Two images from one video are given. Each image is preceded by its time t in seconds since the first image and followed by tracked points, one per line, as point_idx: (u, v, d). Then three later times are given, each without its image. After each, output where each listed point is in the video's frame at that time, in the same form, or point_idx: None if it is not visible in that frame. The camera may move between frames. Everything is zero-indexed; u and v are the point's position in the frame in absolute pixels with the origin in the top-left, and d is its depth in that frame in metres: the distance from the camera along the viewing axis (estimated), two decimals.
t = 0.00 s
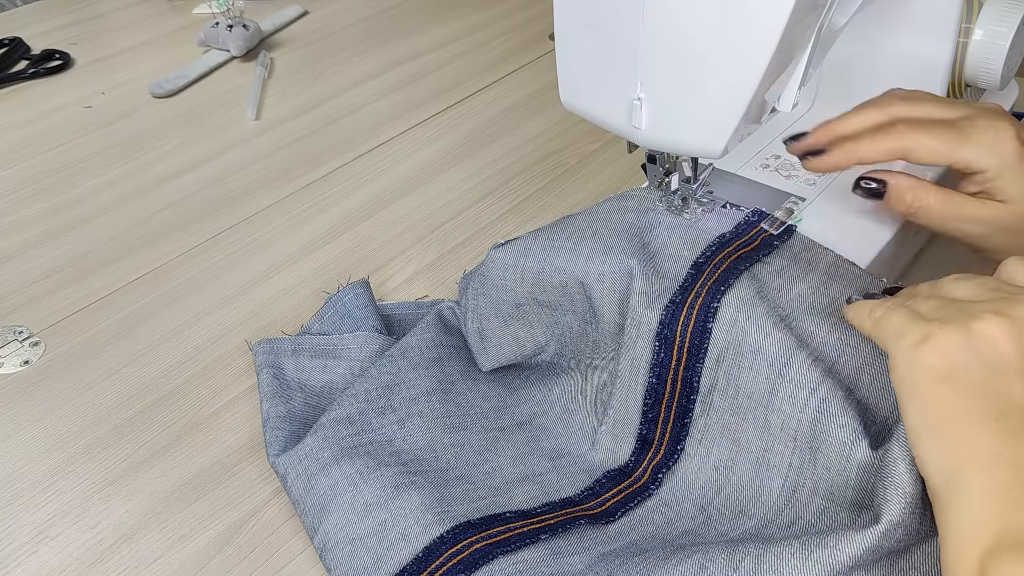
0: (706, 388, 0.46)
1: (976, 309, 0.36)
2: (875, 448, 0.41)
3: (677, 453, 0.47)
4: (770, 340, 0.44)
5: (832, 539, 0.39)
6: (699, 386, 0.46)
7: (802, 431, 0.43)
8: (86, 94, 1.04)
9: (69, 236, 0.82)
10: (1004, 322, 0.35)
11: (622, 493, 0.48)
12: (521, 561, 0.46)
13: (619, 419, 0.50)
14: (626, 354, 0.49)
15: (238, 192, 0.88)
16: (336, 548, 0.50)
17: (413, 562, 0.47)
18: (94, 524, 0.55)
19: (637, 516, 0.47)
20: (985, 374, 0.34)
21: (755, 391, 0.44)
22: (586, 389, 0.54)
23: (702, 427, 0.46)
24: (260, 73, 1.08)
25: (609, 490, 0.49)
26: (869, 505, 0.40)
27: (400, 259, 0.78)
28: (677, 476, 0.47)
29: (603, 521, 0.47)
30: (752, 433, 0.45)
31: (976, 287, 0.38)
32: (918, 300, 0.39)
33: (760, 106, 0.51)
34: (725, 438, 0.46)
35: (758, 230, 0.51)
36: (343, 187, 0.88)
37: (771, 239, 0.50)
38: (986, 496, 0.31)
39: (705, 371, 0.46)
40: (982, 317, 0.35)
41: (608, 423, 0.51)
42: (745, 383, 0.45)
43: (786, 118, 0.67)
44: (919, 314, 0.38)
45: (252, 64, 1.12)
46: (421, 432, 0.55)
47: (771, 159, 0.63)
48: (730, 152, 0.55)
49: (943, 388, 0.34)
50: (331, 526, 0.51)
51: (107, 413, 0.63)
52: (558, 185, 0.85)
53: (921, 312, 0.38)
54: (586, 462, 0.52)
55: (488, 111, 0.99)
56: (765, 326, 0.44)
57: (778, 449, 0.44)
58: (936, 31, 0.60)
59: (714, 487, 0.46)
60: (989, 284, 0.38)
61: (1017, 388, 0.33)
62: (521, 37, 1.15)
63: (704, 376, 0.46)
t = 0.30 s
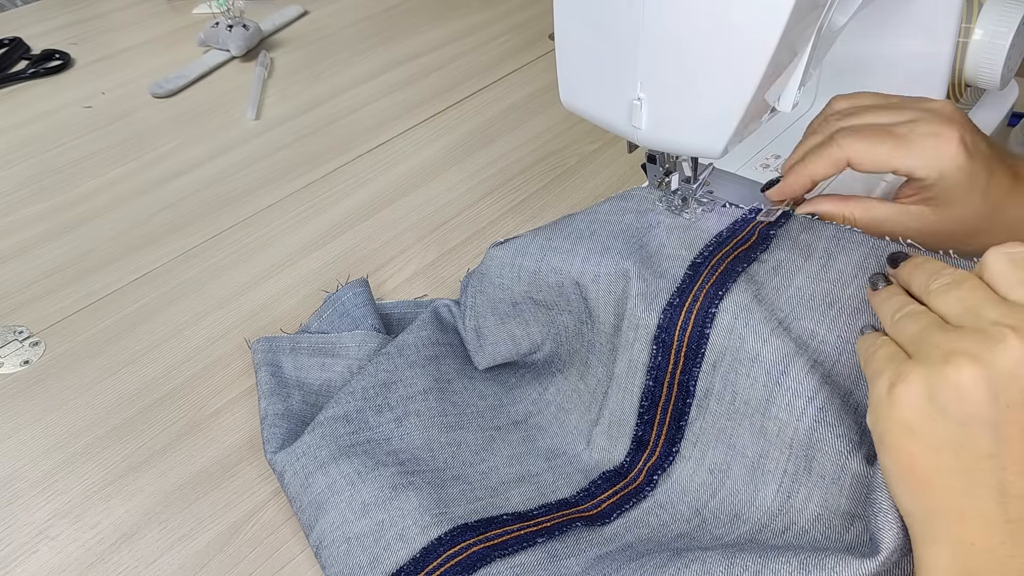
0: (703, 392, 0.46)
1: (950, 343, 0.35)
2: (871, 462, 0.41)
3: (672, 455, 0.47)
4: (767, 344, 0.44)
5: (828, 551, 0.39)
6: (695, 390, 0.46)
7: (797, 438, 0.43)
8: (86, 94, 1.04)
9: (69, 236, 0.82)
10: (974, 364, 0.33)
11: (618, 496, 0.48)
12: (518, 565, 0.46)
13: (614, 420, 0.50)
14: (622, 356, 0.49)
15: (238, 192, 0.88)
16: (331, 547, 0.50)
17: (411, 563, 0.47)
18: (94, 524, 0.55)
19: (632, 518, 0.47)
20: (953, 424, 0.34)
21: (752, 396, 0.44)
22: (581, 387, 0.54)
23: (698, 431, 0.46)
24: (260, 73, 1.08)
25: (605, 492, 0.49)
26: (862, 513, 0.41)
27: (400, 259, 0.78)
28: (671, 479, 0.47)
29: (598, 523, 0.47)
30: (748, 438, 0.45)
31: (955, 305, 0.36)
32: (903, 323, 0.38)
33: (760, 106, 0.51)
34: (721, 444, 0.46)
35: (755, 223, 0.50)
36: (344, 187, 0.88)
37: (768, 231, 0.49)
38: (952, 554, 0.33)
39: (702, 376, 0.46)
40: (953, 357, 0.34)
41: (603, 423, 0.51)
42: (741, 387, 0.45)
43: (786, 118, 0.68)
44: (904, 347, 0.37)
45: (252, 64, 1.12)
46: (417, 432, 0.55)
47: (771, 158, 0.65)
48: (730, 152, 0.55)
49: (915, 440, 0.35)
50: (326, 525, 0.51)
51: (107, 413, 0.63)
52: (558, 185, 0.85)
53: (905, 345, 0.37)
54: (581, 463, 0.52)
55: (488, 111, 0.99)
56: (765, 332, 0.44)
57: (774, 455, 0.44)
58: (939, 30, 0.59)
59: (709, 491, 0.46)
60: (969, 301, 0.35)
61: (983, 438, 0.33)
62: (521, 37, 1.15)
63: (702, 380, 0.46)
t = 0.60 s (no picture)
0: (704, 393, 0.46)
1: (973, 334, 0.34)
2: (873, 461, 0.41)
3: (673, 456, 0.47)
4: (768, 345, 0.44)
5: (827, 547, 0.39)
6: (697, 391, 0.46)
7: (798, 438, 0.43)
8: (86, 94, 1.04)
9: (69, 236, 0.82)
10: (996, 354, 0.33)
11: (617, 496, 0.48)
12: (517, 563, 0.45)
13: (615, 420, 0.50)
14: (624, 357, 0.49)
15: (238, 192, 0.88)
16: (330, 547, 0.50)
17: (410, 562, 0.47)
18: (94, 523, 0.55)
19: (632, 518, 0.47)
20: (972, 413, 0.33)
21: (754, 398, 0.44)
22: (581, 387, 0.54)
23: (699, 431, 0.46)
24: (260, 73, 1.08)
25: (604, 492, 0.49)
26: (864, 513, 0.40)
27: (400, 259, 0.78)
28: (672, 480, 0.47)
29: (597, 523, 0.47)
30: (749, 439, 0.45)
31: (975, 303, 0.36)
32: (917, 320, 0.37)
33: (760, 106, 0.51)
34: (721, 444, 0.46)
35: (758, 226, 0.50)
36: (344, 187, 0.88)
37: (771, 233, 0.49)
38: (966, 547, 0.31)
39: (704, 377, 0.46)
40: (973, 346, 0.33)
41: (604, 423, 0.51)
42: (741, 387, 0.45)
43: (786, 119, 0.68)
44: (918, 342, 0.36)
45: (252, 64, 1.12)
46: (416, 432, 0.55)
47: (771, 158, 0.65)
48: (730, 152, 0.55)
49: (930, 429, 0.33)
50: (325, 525, 0.51)
51: (107, 413, 0.63)
52: (558, 185, 0.85)
53: (918, 339, 0.36)
54: (581, 462, 0.52)
55: (488, 111, 0.99)
56: (766, 332, 0.44)
57: (774, 455, 0.44)
58: (938, 27, 0.59)
59: (709, 491, 0.46)
60: (993, 298, 0.35)
61: (999, 425, 0.32)
62: (521, 37, 1.15)
63: (703, 381, 0.46)
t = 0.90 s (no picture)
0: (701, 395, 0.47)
1: (707, 275, 0.38)
2: (964, 426, 0.41)
3: (669, 457, 0.49)
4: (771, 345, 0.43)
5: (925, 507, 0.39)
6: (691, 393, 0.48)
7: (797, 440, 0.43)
8: (86, 94, 1.04)
9: (69, 236, 0.82)
10: (737, 287, 0.37)
11: (613, 495, 0.49)
12: (518, 555, 0.45)
13: (613, 419, 0.51)
14: (620, 358, 0.51)
15: (238, 192, 0.88)
16: (331, 543, 0.50)
17: (412, 555, 0.47)
18: (94, 523, 0.55)
19: (628, 518, 0.48)
20: (678, 349, 0.37)
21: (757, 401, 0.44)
22: (576, 385, 0.54)
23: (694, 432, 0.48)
24: (260, 73, 1.08)
25: (601, 491, 0.49)
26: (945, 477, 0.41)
27: (400, 259, 0.78)
28: (668, 480, 0.48)
29: (595, 521, 0.47)
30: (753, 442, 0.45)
31: (686, 260, 0.40)
32: (633, 284, 0.42)
33: (760, 106, 0.51)
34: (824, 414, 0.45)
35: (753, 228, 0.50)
36: (344, 187, 0.88)
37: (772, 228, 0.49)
38: (704, 451, 0.34)
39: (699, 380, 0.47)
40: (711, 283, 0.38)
41: (600, 423, 0.52)
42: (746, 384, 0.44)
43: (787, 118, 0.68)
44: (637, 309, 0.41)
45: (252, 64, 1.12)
46: (414, 428, 0.55)
47: (771, 158, 0.65)
48: (729, 152, 0.55)
49: (665, 367, 0.37)
50: (326, 521, 0.51)
51: (107, 413, 0.63)
52: (558, 185, 0.85)
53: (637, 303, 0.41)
54: (576, 461, 0.52)
55: (488, 111, 0.99)
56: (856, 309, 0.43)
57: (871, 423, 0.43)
58: (938, 29, 0.59)
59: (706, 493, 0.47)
60: (741, 242, 0.40)
61: (782, 388, 0.34)
62: (521, 37, 1.15)
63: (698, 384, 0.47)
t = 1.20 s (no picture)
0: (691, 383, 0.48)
1: (658, 269, 0.40)
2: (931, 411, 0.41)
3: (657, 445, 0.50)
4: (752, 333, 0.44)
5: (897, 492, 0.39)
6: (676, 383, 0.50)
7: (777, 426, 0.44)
8: (86, 94, 1.04)
9: (69, 236, 0.82)
10: (688, 278, 0.39)
11: (604, 485, 0.50)
12: (515, 542, 0.45)
13: (598, 411, 0.52)
14: (603, 352, 0.52)
15: (238, 192, 0.88)
16: (328, 539, 0.50)
17: (409, 548, 0.46)
18: (94, 523, 0.55)
19: (620, 506, 0.49)
20: (634, 343, 0.39)
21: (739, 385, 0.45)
22: (562, 381, 0.55)
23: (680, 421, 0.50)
24: (260, 73, 1.08)
25: (592, 481, 0.50)
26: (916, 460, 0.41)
27: (400, 259, 0.78)
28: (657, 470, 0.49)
29: (587, 510, 0.48)
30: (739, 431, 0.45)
31: (642, 256, 0.43)
32: (595, 279, 0.44)
33: (760, 105, 0.51)
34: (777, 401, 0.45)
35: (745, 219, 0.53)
36: (344, 187, 0.88)
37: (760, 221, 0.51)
38: (665, 442, 0.35)
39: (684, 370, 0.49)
40: (663, 277, 0.40)
41: (587, 415, 0.53)
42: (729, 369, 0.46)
43: (787, 118, 0.68)
44: (600, 303, 0.43)
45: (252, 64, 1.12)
46: (406, 426, 0.55)
47: (771, 158, 0.65)
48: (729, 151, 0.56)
49: (625, 360, 0.39)
50: (322, 517, 0.51)
51: (106, 413, 0.63)
52: (558, 184, 0.85)
53: (599, 297, 0.43)
54: (566, 455, 0.52)
55: (488, 111, 0.99)
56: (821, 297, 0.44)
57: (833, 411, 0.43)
58: (938, 28, 0.59)
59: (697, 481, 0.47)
60: (694, 235, 0.42)
61: (735, 368, 0.35)
62: (521, 37, 1.15)
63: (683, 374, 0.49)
